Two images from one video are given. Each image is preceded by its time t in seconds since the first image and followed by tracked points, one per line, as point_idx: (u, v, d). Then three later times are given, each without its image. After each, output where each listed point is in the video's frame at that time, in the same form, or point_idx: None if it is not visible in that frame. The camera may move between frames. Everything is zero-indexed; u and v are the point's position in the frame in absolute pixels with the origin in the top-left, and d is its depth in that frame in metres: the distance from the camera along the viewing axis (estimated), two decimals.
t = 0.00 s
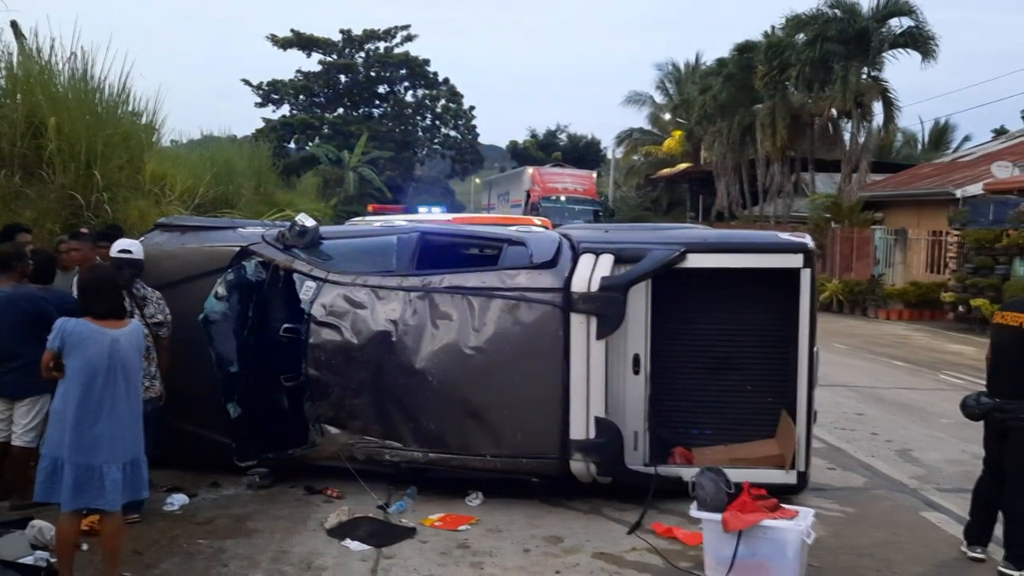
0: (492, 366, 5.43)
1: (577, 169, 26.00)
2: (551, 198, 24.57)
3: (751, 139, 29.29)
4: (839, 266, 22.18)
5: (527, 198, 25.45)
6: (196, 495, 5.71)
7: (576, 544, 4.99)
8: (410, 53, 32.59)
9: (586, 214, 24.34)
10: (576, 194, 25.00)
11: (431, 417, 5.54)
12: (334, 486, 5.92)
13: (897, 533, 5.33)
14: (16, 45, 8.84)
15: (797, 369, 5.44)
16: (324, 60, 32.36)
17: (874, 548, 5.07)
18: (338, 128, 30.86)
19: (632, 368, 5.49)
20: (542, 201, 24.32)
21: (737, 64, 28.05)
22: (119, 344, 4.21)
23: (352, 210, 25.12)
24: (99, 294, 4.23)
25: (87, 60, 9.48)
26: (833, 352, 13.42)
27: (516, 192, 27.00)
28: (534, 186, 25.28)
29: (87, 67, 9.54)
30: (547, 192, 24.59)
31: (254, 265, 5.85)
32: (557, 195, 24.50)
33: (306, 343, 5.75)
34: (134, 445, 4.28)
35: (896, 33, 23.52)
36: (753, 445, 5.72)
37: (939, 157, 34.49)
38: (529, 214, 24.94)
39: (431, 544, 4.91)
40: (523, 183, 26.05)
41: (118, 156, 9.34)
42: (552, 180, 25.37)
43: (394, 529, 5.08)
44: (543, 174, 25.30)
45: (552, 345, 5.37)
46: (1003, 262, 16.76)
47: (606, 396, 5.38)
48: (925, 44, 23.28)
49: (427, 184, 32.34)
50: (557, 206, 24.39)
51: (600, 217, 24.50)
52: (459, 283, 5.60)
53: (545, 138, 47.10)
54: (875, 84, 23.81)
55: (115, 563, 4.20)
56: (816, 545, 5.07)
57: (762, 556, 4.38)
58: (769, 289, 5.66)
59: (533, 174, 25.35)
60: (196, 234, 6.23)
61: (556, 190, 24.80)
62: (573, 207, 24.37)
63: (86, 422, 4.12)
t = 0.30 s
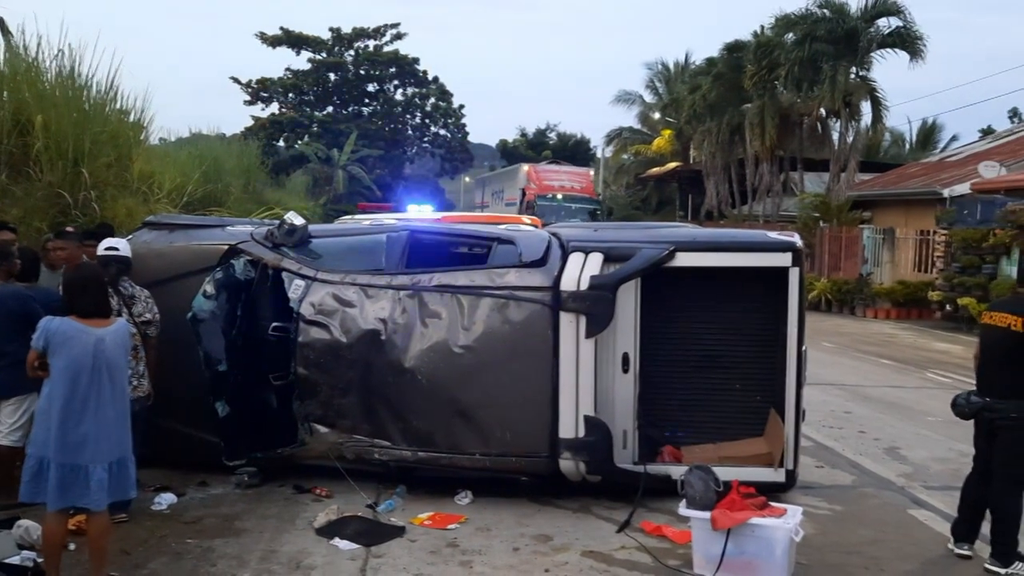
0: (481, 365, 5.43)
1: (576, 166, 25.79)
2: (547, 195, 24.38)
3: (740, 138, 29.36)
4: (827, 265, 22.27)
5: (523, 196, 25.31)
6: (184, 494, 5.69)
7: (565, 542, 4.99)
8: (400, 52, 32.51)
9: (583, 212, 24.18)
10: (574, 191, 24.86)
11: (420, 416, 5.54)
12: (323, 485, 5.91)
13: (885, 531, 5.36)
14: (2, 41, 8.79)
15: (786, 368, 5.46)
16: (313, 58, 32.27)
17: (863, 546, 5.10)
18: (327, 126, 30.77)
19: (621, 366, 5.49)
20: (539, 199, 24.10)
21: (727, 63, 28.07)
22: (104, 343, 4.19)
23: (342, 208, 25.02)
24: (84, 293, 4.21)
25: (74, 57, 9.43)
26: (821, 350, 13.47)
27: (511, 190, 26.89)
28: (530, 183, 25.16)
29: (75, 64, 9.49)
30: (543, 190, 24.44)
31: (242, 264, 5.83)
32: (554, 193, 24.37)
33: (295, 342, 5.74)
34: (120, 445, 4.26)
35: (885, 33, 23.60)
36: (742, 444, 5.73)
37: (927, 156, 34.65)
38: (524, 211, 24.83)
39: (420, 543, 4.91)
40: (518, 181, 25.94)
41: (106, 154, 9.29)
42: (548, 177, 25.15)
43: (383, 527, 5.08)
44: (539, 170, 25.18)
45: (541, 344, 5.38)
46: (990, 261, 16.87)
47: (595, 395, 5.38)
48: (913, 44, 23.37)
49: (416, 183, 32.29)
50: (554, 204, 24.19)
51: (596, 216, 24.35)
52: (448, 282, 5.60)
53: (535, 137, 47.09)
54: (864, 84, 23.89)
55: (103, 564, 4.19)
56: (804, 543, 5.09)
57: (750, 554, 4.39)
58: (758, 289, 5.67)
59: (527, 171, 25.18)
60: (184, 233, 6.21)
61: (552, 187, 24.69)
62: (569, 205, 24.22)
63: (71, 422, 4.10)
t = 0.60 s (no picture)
0: (475, 362, 5.42)
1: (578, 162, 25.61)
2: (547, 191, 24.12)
3: (734, 135, 29.37)
4: (820, 262, 22.26)
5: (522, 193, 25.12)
6: (177, 492, 5.67)
7: (559, 539, 4.99)
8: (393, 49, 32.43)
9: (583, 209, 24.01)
10: (574, 187, 24.65)
11: (414, 413, 5.53)
12: (317, 482, 5.90)
13: (879, 527, 5.37)
14: None
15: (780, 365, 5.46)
16: (307, 55, 32.18)
17: (857, 541, 5.11)
18: (321, 123, 30.69)
19: (615, 363, 5.49)
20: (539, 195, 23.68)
21: (721, 61, 28.03)
22: (94, 341, 4.17)
23: (335, 206, 24.90)
24: (74, 290, 4.18)
25: (67, 54, 9.39)
26: (815, 347, 13.48)
27: (511, 186, 26.75)
28: (530, 179, 24.96)
29: (67, 60, 9.45)
30: (543, 186, 24.27)
31: (235, 262, 5.82)
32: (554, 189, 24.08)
33: (289, 339, 5.73)
34: (112, 443, 4.24)
35: (878, 30, 23.62)
36: (736, 440, 5.73)
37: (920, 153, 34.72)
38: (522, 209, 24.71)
39: (414, 540, 4.90)
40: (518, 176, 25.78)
41: (98, 151, 9.26)
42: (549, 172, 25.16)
43: (377, 525, 5.07)
44: (540, 166, 25.25)
45: (536, 341, 5.37)
46: (983, 258, 16.90)
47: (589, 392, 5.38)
48: (906, 42, 23.41)
49: (410, 180, 32.23)
50: (554, 200, 23.79)
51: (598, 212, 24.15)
52: (442, 279, 5.58)
53: (529, 134, 47.04)
54: (857, 81, 23.92)
55: (95, 563, 4.18)
56: (799, 539, 5.10)
57: (745, 550, 4.40)
58: (752, 285, 5.68)
59: (528, 166, 25.32)
60: (177, 230, 6.19)
61: (552, 183, 24.55)
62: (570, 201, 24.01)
63: (61, 420, 4.08)
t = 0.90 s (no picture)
0: (473, 358, 5.42)
1: (581, 158, 25.44)
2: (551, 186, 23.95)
3: (731, 132, 29.37)
4: (818, 259, 22.45)
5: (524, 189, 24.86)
6: (174, 489, 5.67)
7: (557, 536, 4.99)
8: (390, 46, 32.39)
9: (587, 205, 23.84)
10: (579, 183, 24.43)
11: (411, 409, 5.53)
12: (314, 479, 5.90)
13: (876, 523, 5.38)
14: None
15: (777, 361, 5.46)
16: (303, 52, 32.12)
17: (854, 537, 5.11)
18: (317, 120, 30.63)
19: (613, 360, 5.49)
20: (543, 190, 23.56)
21: (717, 57, 28.02)
22: (90, 338, 4.16)
23: (334, 202, 24.82)
24: (70, 287, 4.17)
25: (62, 50, 9.36)
26: (812, 344, 13.49)
27: (512, 182, 26.62)
28: (533, 173, 24.64)
29: (62, 57, 9.42)
30: (547, 182, 24.05)
31: (232, 258, 5.81)
32: (558, 184, 23.94)
33: (286, 336, 5.73)
34: (107, 440, 4.23)
35: (875, 26, 23.62)
36: (733, 436, 5.74)
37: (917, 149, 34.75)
38: (522, 205, 24.65)
39: (412, 537, 4.90)
40: (520, 172, 25.64)
41: (94, 148, 9.24)
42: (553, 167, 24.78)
43: (375, 522, 5.06)
44: (542, 160, 24.80)
45: (533, 337, 5.36)
46: (979, 254, 16.90)
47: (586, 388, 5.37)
48: (902, 38, 23.43)
49: (407, 177, 32.17)
50: (559, 196, 23.75)
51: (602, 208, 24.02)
52: (439, 275, 5.58)
53: (526, 131, 46.98)
54: (854, 77, 23.93)
55: (92, 560, 4.17)
56: (795, 535, 5.10)
57: (741, 545, 4.41)
58: (750, 282, 5.67)
59: (531, 161, 24.77)
60: (173, 227, 6.18)
61: (557, 179, 24.26)
62: (575, 198, 23.89)
63: (57, 417, 4.07)
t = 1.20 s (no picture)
0: (469, 356, 5.43)
1: (587, 154, 25.25)
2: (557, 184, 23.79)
3: (728, 129, 29.41)
4: (816, 258, 22.53)
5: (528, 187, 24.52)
6: (172, 487, 5.67)
7: (554, 533, 5.00)
8: (387, 44, 32.38)
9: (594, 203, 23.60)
10: (586, 180, 24.15)
11: (408, 408, 5.53)
12: (312, 477, 5.90)
13: (872, 520, 5.39)
14: None
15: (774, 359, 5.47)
16: (300, 50, 32.09)
17: (850, 534, 5.13)
18: (314, 118, 30.63)
19: (610, 357, 5.50)
20: (548, 188, 23.56)
21: (715, 55, 28.01)
22: (87, 335, 4.16)
23: (332, 200, 24.77)
24: (67, 285, 4.17)
25: (58, 48, 9.36)
26: (809, 341, 13.52)
27: (513, 180, 26.51)
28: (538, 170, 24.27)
29: (58, 55, 9.42)
30: (552, 178, 23.78)
31: (230, 256, 5.82)
32: (564, 183, 23.88)
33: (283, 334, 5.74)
34: (104, 438, 4.23)
35: (872, 24, 23.63)
36: (729, 434, 5.75)
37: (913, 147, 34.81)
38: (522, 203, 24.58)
39: (409, 535, 4.91)
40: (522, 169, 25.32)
41: (90, 146, 9.23)
42: (558, 163, 24.49)
43: (372, 519, 5.07)
44: (548, 156, 24.50)
45: (530, 336, 5.37)
46: (975, 252, 16.92)
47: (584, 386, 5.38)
48: (899, 36, 23.45)
49: (405, 175, 32.12)
50: (564, 193, 23.75)
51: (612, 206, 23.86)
52: (437, 274, 5.58)
53: (523, 128, 47.02)
54: (851, 75, 23.96)
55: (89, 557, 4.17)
56: (792, 532, 5.12)
57: (738, 543, 4.42)
58: (748, 280, 5.68)
59: (535, 158, 24.47)
60: (171, 224, 6.18)
61: (563, 176, 24.02)
62: (582, 195, 23.74)
63: (54, 415, 4.07)
